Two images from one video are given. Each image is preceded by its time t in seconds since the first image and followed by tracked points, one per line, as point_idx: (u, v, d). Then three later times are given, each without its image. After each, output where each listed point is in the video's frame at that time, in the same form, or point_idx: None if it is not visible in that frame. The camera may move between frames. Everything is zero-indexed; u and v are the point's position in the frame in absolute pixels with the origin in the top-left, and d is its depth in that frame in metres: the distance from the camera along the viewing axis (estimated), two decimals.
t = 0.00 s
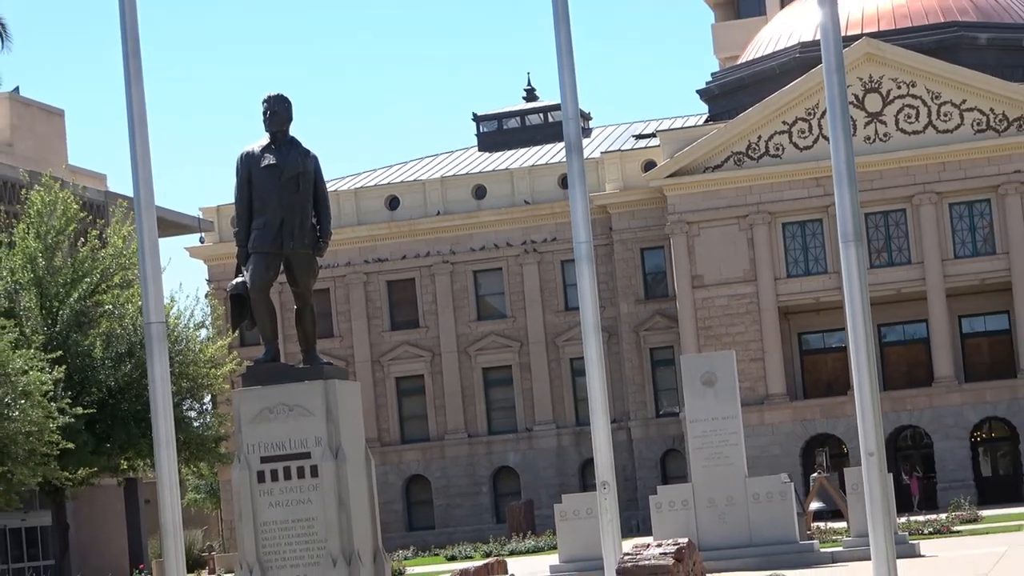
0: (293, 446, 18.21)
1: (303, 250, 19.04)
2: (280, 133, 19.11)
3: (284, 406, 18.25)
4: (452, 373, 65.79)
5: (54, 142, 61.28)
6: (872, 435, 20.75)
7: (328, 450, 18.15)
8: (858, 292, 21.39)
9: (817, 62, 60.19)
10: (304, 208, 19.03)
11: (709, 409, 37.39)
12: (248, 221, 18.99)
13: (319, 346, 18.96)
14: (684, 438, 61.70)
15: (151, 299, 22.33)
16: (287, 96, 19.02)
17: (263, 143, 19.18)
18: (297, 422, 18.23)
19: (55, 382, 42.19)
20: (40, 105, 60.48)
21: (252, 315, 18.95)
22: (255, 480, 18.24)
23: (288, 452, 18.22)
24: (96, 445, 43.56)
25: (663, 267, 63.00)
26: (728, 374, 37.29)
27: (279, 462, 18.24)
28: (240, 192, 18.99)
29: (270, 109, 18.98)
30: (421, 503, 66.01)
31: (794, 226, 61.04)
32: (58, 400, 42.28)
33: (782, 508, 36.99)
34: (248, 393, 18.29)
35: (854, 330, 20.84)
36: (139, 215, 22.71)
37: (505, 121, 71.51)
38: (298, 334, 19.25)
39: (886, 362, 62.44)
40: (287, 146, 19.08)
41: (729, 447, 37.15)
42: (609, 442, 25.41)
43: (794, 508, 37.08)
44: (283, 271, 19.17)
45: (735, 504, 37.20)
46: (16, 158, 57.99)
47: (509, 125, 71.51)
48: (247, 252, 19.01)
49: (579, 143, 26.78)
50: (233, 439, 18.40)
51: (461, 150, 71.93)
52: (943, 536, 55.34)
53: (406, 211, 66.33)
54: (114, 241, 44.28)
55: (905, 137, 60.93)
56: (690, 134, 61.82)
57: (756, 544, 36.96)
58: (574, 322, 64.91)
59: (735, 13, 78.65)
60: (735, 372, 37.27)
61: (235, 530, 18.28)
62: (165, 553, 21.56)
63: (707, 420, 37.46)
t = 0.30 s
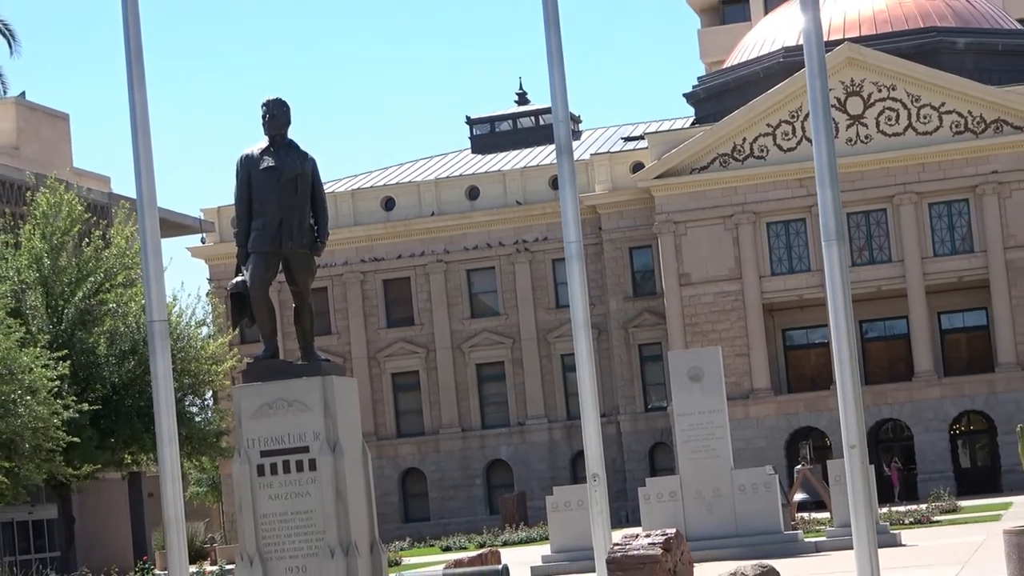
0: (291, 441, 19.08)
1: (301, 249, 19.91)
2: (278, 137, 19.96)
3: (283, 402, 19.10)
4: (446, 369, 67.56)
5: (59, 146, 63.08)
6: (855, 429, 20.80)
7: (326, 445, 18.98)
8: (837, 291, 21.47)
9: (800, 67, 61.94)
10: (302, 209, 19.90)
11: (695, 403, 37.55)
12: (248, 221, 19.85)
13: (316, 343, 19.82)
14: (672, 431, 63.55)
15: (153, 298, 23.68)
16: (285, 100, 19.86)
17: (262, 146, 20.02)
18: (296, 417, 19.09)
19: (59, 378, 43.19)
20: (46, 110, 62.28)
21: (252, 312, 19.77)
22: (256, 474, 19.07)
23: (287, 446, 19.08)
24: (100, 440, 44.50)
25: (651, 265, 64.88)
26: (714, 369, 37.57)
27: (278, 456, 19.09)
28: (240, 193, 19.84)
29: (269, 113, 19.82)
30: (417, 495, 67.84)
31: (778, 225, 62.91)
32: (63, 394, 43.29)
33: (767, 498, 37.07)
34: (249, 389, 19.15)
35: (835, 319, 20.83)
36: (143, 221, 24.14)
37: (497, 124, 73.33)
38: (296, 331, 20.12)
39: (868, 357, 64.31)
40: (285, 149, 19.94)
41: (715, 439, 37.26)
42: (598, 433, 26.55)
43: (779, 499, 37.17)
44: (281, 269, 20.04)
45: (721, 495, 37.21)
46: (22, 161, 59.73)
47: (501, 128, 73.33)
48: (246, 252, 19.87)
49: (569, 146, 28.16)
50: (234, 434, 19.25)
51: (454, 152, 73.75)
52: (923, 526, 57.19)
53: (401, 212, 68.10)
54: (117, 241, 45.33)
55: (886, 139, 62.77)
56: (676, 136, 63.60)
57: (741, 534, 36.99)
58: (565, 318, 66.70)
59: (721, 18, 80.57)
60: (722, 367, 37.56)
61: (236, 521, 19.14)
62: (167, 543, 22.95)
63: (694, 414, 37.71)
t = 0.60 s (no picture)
0: (274, 430, 19.83)
1: (284, 243, 20.82)
2: (262, 135, 20.90)
3: (266, 392, 19.88)
4: (425, 360, 69.42)
5: (48, 144, 64.88)
6: (821, 420, 22.89)
7: (307, 434, 19.76)
8: (806, 294, 23.60)
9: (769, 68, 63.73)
10: (285, 205, 20.82)
11: (668, 393, 39.16)
12: (232, 216, 20.77)
13: (297, 335, 20.67)
14: (644, 421, 65.50)
15: (140, 293, 25.05)
16: (268, 100, 20.82)
17: (247, 144, 20.97)
18: (279, 407, 19.86)
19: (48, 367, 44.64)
20: (36, 108, 64.02)
21: (235, 304, 20.65)
22: (239, 462, 19.80)
23: (269, 435, 19.83)
24: (87, 429, 45.95)
25: (624, 260, 66.81)
26: (685, 361, 38.99)
27: (261, 445, 19.84)
28: (225, 189, 20.76)
29: (253, 113, 20.79)
30: (396, 483, 69.70)
31: (748, 222, 64.65)
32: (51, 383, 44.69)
33: (736, 486, 38.57)
34: (233, 380, 19.90)
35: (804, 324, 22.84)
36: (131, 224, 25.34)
37: (475, 122, 75.19)
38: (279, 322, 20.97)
39: (834, 350, 66.31)
40: (268, 147, 20.90)
41: (686, 429, 38.72)
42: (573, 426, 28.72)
43: (747, 487, 38.66)
44: (264, 263, 20.94)
45: (692, 483, 38.72)
46: (12, 158, 61.44)
47: (479, 126, 75.19)
48: (231, 245, 20.77)
49: (545, 148, 30.54)
50: (218, 424, 19.99)
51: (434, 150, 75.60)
52: (887, 513, 59.21)
53: (381, 208, 69.86)
54: (104, 237, 47.04)
55: (852, 138, 64.66)
56: (649, 135, 65.40)
57: (711, 520, 38.50)
58: (540, 312, 68.62)
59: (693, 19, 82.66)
60: (692, 360, 38.99)
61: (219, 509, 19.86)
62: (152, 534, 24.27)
63: (667, 404, 39.21)
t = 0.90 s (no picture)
0: (252, 413, 19.45)
1: (262, 232, 20.45)
2: (241, 126, 20.44)
3: (245, 376, 19.50)
4: (400, 346, 71.32)
5: (32, 134, 66.58)
6: (784, 406, 26.50)
7: (284, 418, 19.34)
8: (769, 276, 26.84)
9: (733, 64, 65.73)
10: (264, 194, 20.42)
11: (635, 379, 39.57)
12: (212, 205, 20.39)
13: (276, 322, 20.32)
14: (611, 406, 67.56)
15: (122, 281, 27.47)
16: (247, 91, 20.31)
17: (226, 134, 20.52)
18: (257, 391, 19.47)
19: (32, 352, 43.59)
20: (20, 99, 65.70)
21: (214, 293, 20.30)
22: (219, 444, 19.44)
23: (248, 418, 19.46)
24: (69, 412, 45.00)
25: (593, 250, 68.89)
26: (651, 347, 39.50)
27: (239, 428, 19.47)
28: (204, 179, 20.36)
29: (232, 104, 20.31)
30: (371, 466, 71.60)
31: (713, 212, 66.69)
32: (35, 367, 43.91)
33: (700, 469, 39.71)
34: (212, 364, 19.53)
35: (766, 317, 26.56)
36: (114, 217, 27.75)
37: (449, 115, 77.12)
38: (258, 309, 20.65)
39: (796, 336, 68.46)
40: (247, 138, 20.45)
41: (653, 414, 39.44)
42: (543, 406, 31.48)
43: (712, 469, 39.83)
44: (242, 251, 20.59)
45: (658, 466, 39.71)
46: None
47: (452, 119, 77.11)
48: (210, 234, 20.40)
49: (518, 138, 33.32)
50: (198, 407, 19.63)
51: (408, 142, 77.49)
52: (847, 495, 61.22)
53: (357, 198, 71.64)
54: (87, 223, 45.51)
55: (814, 132, 66.66)
56: (617, 128, 67.30)
57: (677, 502, 39.63)
58: (512, 299, 70.63)
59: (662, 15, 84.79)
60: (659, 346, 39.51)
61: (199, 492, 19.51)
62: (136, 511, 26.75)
63: (634, 389, 39.63)
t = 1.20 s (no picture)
0: (235, 396, 18.91)
1: (247, 218, 19.92)
2: (228, 115, 20.02)
3: (228, 358, 18.95)
4: (379, 332, 73.20)
5: (23, 122, 68.34)
6: (751, 393, 26.76)
7: (267, 400, 18.82)
8: (740, 267, 26.83)
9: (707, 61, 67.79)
10: (250, 183, 19.94)
11: (608, 365, 39.94)
12: (197, 193, 19.93)
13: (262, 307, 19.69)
14: (584, 392, 69.64)
15: (110, 265, 27.51)
16: (234, 81, 19.94)
17: (213, 124, 20.09)
18: (240, 373, 18.92)
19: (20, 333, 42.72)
20: (11, 87, 67.40)
21: (200, 278, 19.75)
22: (202, 426, 18.84)
23: (231, 401, 18.90)
24: (57, 392, 44.04)
25: (569, 240, 70.99)
26: (625, 335, 39.87)
27: (222, 410, 18.90)
28: (189, 167, 19.92)
29: (219, 92, 19.91)
30: (350, 448, 73.51)
31: (686, 206, 68.60)
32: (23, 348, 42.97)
33: (671, 455, 40.03)
34: (196, 345, 19.00)
35: (737, 308, 26.46)
36: (102, 203, 27.85)
37: (429, 108, 78.95)
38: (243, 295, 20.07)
39: (764, 327, 70.60)
40: (234, 127, 20.01)
41: (625, 401, 39.79)
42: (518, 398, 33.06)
43: (682, 456, 40.12)
44: (228, 239, 20.08)
45: (630, 451, 40.01)
46: None
47: (433, 111, 78.96)
48: (196, 221, 19.93)
49: (495, 128, 35.32)
50: (181, 389, 19.09)
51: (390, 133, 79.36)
52: (812, 481, 63.05)
53: (340, 186, 73.42)
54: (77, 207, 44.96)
55: (785, 128, 68.63)
56: (593, 122, 69.28)
57: (648, 487, 39.92)
58: (489, 288, 72.61)
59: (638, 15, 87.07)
60: (631, 335, 39.85)
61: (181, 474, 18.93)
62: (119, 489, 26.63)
63: (607, 376, 39.89)
